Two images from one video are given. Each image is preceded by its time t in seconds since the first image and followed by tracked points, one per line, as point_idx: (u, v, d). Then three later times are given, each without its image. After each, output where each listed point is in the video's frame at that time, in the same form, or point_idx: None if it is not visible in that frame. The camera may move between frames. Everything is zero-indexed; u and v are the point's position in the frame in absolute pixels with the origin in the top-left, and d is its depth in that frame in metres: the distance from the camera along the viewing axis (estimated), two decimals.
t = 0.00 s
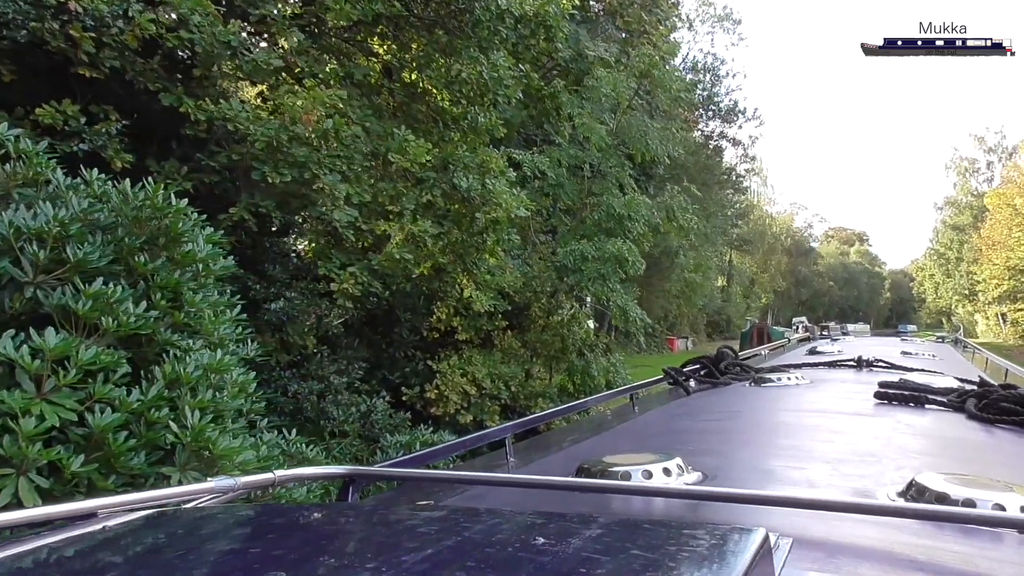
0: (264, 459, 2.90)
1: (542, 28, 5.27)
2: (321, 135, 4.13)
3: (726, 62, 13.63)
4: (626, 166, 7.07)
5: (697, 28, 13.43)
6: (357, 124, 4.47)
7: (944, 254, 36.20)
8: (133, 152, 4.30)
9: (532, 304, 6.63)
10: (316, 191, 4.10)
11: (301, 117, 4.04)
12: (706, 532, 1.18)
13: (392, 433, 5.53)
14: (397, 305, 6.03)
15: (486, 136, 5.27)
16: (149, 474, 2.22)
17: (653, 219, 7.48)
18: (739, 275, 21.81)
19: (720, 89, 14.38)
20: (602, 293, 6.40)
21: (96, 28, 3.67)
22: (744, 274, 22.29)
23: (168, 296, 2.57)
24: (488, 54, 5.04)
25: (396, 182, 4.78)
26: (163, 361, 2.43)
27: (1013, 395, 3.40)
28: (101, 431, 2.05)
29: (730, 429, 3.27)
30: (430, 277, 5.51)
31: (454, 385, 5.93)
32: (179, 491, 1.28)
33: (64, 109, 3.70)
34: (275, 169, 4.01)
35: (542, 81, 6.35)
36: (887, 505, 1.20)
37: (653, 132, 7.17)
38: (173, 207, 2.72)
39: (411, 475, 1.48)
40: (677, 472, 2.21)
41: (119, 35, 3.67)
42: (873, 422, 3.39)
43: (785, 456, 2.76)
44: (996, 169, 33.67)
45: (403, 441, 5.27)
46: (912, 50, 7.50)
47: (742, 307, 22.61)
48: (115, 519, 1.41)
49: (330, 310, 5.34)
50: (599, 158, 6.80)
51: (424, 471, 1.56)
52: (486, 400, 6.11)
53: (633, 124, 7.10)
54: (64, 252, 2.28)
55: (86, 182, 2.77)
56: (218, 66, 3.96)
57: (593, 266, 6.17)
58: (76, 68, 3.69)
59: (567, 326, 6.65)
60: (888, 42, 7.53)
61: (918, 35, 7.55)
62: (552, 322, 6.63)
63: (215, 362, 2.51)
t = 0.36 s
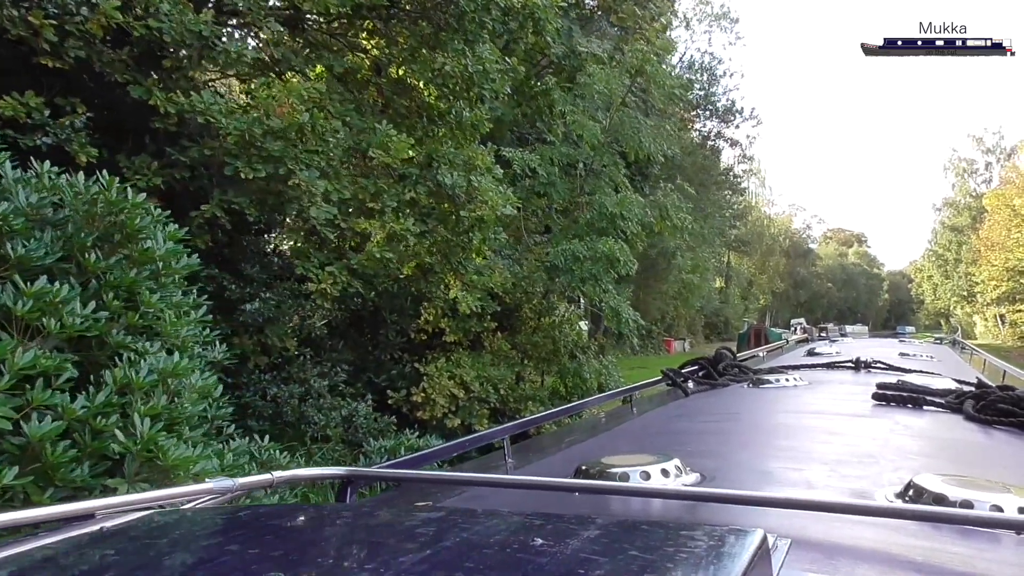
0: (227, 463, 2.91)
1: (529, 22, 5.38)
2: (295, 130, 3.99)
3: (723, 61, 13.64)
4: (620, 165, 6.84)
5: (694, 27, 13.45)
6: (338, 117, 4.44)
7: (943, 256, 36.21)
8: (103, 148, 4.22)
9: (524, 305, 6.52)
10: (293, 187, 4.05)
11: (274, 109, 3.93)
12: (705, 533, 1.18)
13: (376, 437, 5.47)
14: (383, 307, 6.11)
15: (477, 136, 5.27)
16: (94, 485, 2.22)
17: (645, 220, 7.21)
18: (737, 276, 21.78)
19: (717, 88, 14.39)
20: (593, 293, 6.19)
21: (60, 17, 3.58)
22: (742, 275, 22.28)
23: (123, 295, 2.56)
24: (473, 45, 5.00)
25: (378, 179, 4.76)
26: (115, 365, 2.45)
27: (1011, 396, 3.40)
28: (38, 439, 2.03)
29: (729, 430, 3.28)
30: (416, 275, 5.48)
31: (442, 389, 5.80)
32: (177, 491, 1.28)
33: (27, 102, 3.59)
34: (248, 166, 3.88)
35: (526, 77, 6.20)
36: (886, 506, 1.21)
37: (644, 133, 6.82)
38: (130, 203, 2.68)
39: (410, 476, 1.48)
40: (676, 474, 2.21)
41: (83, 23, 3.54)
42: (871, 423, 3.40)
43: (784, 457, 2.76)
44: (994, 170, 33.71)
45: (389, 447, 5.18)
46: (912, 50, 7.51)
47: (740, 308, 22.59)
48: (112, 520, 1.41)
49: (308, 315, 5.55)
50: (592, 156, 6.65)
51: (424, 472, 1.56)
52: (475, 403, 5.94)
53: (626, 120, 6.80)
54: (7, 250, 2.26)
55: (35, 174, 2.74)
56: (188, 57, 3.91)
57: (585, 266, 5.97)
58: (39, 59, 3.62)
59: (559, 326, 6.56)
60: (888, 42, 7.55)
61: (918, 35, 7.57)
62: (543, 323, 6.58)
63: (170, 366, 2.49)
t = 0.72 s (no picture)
0: (184, 470, 2.88)
1: (518, 12, 5.30)
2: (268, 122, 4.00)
3: (721, 59, 13.63)
4: (612, 159, 6.80)
5: (692, 24, 13.45)
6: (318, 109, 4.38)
7: (943, 254, 36.22)
8: (71, 142, 4.18)
9: (514, 303, 6.31)
10: (267, 182, 3.99)
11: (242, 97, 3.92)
12: (703, 532, 1.18)
13: (360, 439, 5.36)
14: (369, 305, 5.99)
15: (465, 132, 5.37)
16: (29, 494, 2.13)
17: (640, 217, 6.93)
18: (735, 275, 21.83)
19: (714, 86, 14.38)
20: (584, 292, 6.11)
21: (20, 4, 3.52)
22: (741, 274, 22.30)
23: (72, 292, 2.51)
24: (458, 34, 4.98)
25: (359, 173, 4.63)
26: (61, 366, 2.40)
27: (1009, 396, 3.40)
28: None
29: (728, 429, 3.28)
30: (401, 271, 5.30)
31: (430, 390, 5.62)
32: (177, 489, 1.28)
33: None
34: (219, 158, 3.81)
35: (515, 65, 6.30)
36: (886, 505, 1.21)
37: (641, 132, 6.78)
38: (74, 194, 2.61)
39: (409, 475, 1.48)
40: (674, 473, 2.21)
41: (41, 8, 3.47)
42: (870, 422, 3.39)
43: (782, 456, 2.76)
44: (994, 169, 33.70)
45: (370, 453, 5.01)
46: (912, 50, 7.50)
47: (739, 307, 22.72)
48: (112, 519, 1.41)
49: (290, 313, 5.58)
50: (584, 152, 6.50)
51: (424, 471, 1.56)
52: (464, 405, 5.74)
53: (619, 114, 6.72)
54: None
55: None
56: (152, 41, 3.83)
57: (575, 265, 5.88)
58: None
59: (548, 326, 6.47)
60: (888, 42, 7.54)
61: (918, 35, 7.57)
62: (534, 322, 6.44)
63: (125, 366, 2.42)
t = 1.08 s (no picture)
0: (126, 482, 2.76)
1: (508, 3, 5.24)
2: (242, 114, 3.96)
3: (719, 54, 13.61)
4: (608, 153, 6.50)
5: (690, 20, 13.44)
6: (296, 100, 4.25)
7: (943, 252, 36.19)
8: (37, 132, 4.21)
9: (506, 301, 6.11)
10: (239, 175, 3.95)
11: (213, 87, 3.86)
12: (702, 530, 1.18)
13: (343, 442, 5.31)
14: (354, 303, 5.90)
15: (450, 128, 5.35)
16: None
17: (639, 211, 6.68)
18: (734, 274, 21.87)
19: (712, 82, 14.36)
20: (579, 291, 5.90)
21: None
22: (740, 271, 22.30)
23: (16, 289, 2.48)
24: (443, 23, 4.96)
25: (339, 167, 4.60)
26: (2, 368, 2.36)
27: (1008, 394, 3.41)
28: None
29: (726, 427, 3.27)
30: (386, 270, 5.23)
31: (416, 390, 5.48)
32: (176, 487, 1.28)
33: None
34: (189, 150, 3.73)
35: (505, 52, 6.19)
36: (884, 504, 1.21)
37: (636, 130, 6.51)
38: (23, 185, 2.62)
39: (408, 473, 1.48)
40: (673, 471, 2.20)
41: None
42: (869, 421, 3.39)
43: (781, 454, 2.75)
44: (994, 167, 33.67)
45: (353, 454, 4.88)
46: (912, 50, 7.50)
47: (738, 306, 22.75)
48: (110, 516, 1.41)
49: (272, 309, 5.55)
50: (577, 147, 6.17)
51: (424, 469, 1.56)
52: (452, 405, 5.62)
53: (612, 108, 6.46)
54: None
55: None
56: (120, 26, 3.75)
57: (568, 262, 5.72)
58: None
59: (540, 325, 6.27)
60: (888, 41, 7.53)
61: (918, 35, 7.56)
62: (526, 320, 6.24)
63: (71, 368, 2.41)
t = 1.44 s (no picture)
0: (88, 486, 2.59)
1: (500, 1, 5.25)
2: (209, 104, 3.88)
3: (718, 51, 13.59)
4: (602, 152, 6.20)
5: (688, 17, 13.44)
6: (273, 90, 4.19)
7: (943, 252, 36.16)
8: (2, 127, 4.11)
9: (497, 301, 5.97)
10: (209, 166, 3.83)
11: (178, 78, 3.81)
12: (702, 530, 1.18)
13: (324, 444, 5.13)
14: (339, 302, 5.73)
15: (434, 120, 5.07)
16: None
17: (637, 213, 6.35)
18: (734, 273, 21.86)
19: (711, 79, 14.35)
20: (572, 290, 5.72)
21: None
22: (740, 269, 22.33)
23: None
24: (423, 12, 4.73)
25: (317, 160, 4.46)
26: None
27: (1007, 394, 3.41)
28: None
29: (726, 427, 3.26)
30: (369, 264, 5.02)
31: (404, 392, 5.17)
32: (175, 486, 1.28)
33: None
34: (155, 142, 3.66)
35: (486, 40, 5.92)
36: (884, 502, 1.21)
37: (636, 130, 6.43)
38: None
39: (408, 472, 1.48)
40: (672, 470, 2.20)
41: None
42: (868, 420, 3.39)
43: (780, 454, 2.75)
44: (994, 166, 33.64)
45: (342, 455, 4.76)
46: (912, 50, 7.51)
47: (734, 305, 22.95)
48: (108, 516, 1.40)
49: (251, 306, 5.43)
50: (569, 144, 5.91)
51: (423, 469, 1.55)
52: (441, 407, 5.33)
53: (605, 102, 6.10)
54: None
55: None
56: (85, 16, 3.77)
57: (559, 259, 5.47)
58: None
59: (531, 324, 6.14)
60: (888, 41, 7.53)
61: (918, 35, 7.56)
62: (517, 319, 6.11)
63: None
